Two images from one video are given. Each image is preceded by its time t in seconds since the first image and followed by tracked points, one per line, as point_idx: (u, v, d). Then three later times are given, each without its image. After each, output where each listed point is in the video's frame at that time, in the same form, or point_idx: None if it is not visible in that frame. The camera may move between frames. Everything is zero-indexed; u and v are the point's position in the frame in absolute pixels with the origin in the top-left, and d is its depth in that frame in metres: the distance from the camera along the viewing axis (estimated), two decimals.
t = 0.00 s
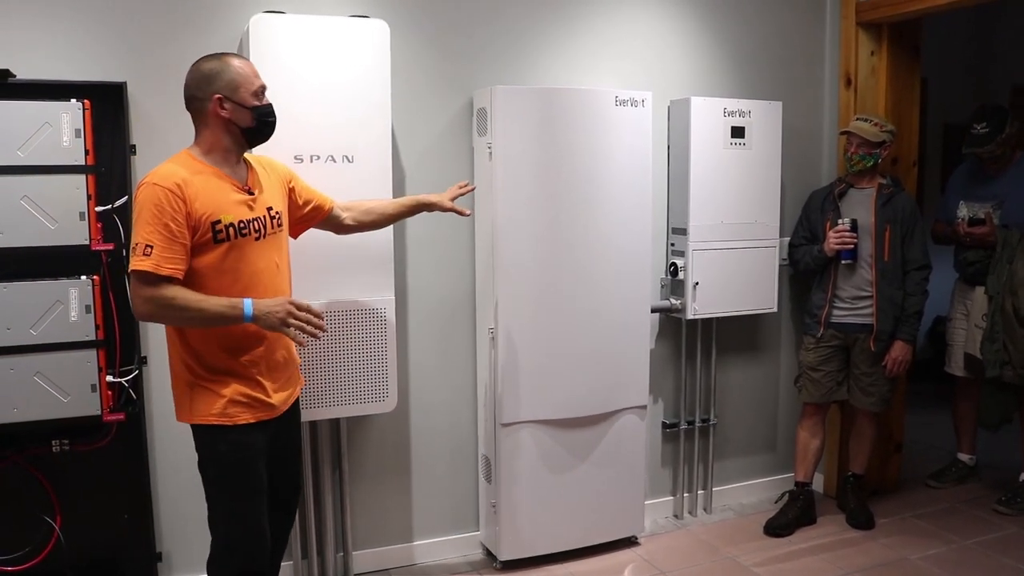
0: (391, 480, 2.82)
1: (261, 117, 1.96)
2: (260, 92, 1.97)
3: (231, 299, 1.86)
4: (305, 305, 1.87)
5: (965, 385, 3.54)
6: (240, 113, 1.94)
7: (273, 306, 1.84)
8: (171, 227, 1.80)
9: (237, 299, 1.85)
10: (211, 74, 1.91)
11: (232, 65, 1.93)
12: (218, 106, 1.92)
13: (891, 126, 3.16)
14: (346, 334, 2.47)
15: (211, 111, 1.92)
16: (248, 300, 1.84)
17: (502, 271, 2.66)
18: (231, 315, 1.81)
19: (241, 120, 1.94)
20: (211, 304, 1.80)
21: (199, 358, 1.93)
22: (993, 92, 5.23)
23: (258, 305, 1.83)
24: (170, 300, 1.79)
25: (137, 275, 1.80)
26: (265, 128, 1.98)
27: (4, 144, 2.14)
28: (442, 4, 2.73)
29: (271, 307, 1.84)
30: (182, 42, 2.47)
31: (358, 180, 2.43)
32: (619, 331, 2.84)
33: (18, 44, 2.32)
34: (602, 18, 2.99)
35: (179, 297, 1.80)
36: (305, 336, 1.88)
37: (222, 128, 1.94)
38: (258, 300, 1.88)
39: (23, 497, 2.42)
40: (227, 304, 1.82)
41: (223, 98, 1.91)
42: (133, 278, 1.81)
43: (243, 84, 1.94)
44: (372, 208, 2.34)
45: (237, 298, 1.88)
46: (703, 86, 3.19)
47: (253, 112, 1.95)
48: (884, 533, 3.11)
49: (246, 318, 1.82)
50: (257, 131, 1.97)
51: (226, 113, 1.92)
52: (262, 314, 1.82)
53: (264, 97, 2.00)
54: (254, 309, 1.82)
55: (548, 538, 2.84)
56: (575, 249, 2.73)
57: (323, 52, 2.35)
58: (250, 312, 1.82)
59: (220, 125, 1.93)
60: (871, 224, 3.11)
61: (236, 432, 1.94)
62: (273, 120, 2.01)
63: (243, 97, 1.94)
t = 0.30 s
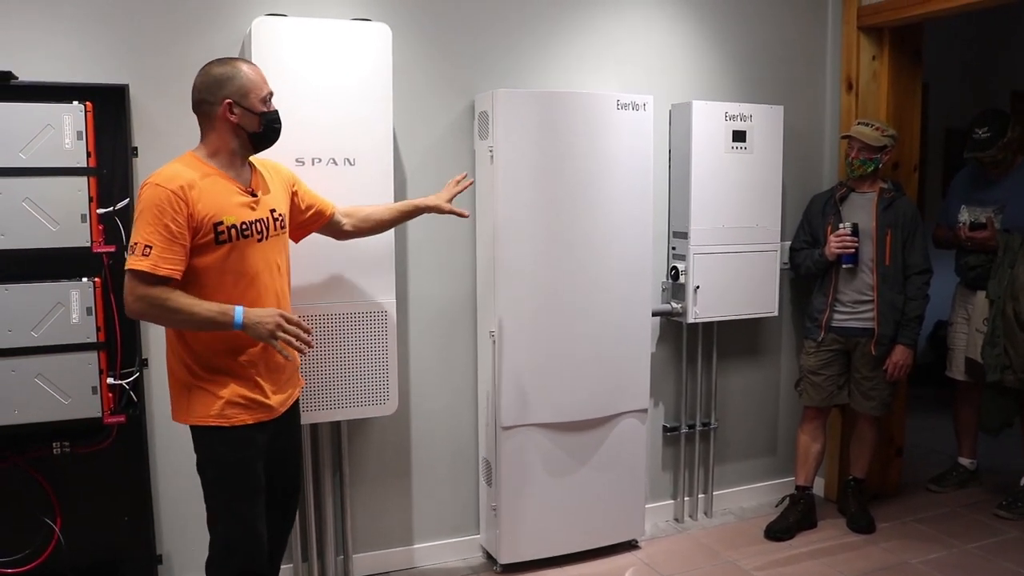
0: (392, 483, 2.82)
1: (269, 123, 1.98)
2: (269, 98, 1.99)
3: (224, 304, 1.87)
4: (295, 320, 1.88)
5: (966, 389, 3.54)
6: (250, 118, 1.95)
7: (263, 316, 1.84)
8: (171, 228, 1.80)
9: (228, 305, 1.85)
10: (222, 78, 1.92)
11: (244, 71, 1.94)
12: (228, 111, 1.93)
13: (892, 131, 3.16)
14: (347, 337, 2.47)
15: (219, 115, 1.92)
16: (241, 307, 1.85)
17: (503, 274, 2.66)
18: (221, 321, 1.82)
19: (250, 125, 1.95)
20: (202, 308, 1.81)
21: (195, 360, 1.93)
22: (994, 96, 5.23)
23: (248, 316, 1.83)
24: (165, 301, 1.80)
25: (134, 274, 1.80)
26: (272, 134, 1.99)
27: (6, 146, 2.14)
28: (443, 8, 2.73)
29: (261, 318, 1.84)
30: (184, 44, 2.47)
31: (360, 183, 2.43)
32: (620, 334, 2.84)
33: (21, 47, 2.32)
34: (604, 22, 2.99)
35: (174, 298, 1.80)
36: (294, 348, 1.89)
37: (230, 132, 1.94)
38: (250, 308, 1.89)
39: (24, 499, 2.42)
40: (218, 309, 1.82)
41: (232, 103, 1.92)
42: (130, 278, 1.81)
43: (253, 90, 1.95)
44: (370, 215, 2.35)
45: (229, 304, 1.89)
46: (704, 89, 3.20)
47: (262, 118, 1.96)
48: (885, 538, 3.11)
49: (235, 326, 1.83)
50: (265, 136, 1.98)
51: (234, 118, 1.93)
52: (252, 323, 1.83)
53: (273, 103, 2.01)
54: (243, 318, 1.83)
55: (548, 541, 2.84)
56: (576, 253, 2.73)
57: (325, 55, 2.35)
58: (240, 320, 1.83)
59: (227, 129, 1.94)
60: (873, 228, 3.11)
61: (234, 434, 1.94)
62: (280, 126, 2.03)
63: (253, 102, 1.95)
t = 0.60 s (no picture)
0: (391, 485, 2.82)
1: (271, 128, 1.97)
2: (273, 103, 1.98)
3: (224, 305, 1.87)
4: (297, 318, 1.88)
5: (967, 391, 3.54)
6: (252, 123, 1.95)
7: (264, 315, 1.84)
8: (172, 232, 1.80)
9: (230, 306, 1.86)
10: (226, 82, 1.92)
11: (247, 75, 1.94)
12: (230, 115, 1.93)
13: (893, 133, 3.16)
14: (347, 339, 2.47)
15: (222, 119, 1.92)
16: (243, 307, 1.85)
17: (503, 276, 2.66)
18: (223, 322, 1.82)
19: (252, 130, 1.95)
20: (206, 309, 1.82)
21: (197, 361, 1.94)
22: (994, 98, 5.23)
23: (249, 316, 1.83)
24: (166, 302, 1.80)
25: (135, 277, 1.80)
26: (274, 139, 1.99)
27: (6, 149, 2.14)
28: (444, 10, 2.73)
29: (263, 318, 1.84)
30: (184, 47, 2.47)
31: (360, 186, 2.43)
32: (620, 337, 2.84)
33: (21, 49, 2.32)
34: (604, 24, 2.99)
35: (175, 301, 1.81)
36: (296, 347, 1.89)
37: (232, 136, 1.94)
38: (251, 308, 1.89)
39: (24, 501, 2.42)
40: (218, 309, 1.83)
41: (235, 107, 1.92)
42: (131, 280, 1.81)
43: (257, 95, 1.94)
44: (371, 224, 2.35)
45: (229, 305, 1.89)
46: (704, 91, 3.20)
47: (264, 123, 1.96)
48: (885, 539, 3.11)
49: (236, 326, 1.83)
50: (266, 141, 1.98)
51: (236, 122, 1.93)
52: (255, 321, 1.83)
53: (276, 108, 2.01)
54: (247, 317, 1.83)
55: (548, 543, 2.84)
56: (576, 255, 2.73)
57: (325, 57, 2.35)
58: (243, 319, 1.83)
59: (230, 133, 1.94)
60: (873, 230, 3.11)
61: (234, 437, 1.94)
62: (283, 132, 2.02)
63: (256, 107, 1.95)
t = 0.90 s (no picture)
0: (391, 486, 2.82)
1: (243, 121, 1.93)
2: (245, 95, 1.94)
3: (223, 304, 1.87)
4: (293, 321, 1.89)
5: (967, 392, 3.54)
6: (222, 117, 1.93)
7: (261, 317, 1.84)
8: (174, 229, 1.81)
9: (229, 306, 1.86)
10: (204, 82, 1.95)
11: (221, 70, 1.94)
12: (205, 111, 1.93)
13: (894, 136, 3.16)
14: (347, 339, 2.47)
15: (202, 119, 1.95)
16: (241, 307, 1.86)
17: (502, 278, 2.65)
18: (222, 321, 1.82)
19: (224, 124, 1.93)
20: (204, 307, 1.81)
21: (196, 358, 1.93)
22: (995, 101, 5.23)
23: (247, 317, 1.83)
24: (168, 300, 1.80)
25: (136, 274, 1.80)
26: (246, 132, 1.93)
27: (6, 148, 2.14)
28: (445, 11, 2.73)
29: (260, 319, 1.84)
30: (185, 47, 2.47)
31: (360, 186, 2.43)
32: (620, 338, 2.84)
33: (23, 49, 2.33)
34: (605, 26, 2.99)
35: (177, 298, 1.81)
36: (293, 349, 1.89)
37: (213, 135, 1.95)
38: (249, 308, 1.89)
39: (24, 501, 2.42)
40: (219, 309, 1.83)
41: (207, 105, 1.93)
42: (132, 276, 1.81)
43: (226, 89, 1.93)
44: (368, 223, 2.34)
45: (229, 304, 1.89)
46: (705, 93, 3.19)
47: (233, 116, 1.92)
48: (884, 542, 3.10)
49: (235, 326, 1.83)
50: (238, 135, 1.93)
51: (211, 119, 1.93)
52: (250, 324, 1.83)
53: (256, 101, 1.96)
54: (243, 317, 1.83)
55: (547, 545, 2.83)
56: (576, 257, 2.73)
57: (326, 57, 2.35)
58: (239, 320, 1.83)
59: (211, 133, 1.95)
60: (874, 232, 3.11)
61: (234, 437, 1.94)
62: (263, 125, 1.95)
63: (226, 100, 1.93)
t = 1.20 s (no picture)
0: (393, 487, 2.82)
1: (240, 121, 1.92)
2: (242, 96, 1.94)
3: (233, 297, 1.86)
4: (303, 305, 1.88)
5: (969, 394, 3.54)
6: (220, 118, 1.93)
7: (272, 305, 1.84)
8: (177, 224, 1.81)
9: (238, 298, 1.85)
10: (205, 86, 1.97)
11: (220, 73, 1.95)
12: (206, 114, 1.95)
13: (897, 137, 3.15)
14: (350, 340, 2.47)
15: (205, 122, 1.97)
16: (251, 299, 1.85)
17: (503, 279, 2.65)
18: (233, 313, 1.81)
19: (222, 125, 1.93)
20: (216, 300, 1.81)
21: (197, 355, 1.93)
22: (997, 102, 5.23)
23: (257, 308, 1.82)
24: (174, 296, 1.79)
25: (143, 269, 1.80)
26: (243, 132, 1.92)
27: (9, 149, 2.15)
28: (447, 13, 2.74)
29: (270, 309, 1.83)
30: (187, 48, 2.47)
31: (362, 187, 2.43)
32: (621, 340, 2.83)
33: (25, 50, 2.33)
34: (607, 27, 2.99)
35: (181, 292, 1.80)
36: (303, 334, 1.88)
37: (216, 138, 1.96)
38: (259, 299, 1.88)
39: (25, 502, 2.42)
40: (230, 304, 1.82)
41: (208, 107, 1.94)
42: (139, 272, 1.81)
43: (223, 90, 1.93)
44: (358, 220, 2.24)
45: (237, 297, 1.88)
46: (706, 95, 3.19)
47: (231, 117, 1.92)
48: (886, 544, 3.10)
49: (248, 318, 1.82)
50: (236, 134, 1.93)
51: (212, 122, 1.94)
52: (261, 313, 1.82)
53: (253, 100, 1.95)
54: (254, 308, 1.82)
55: (548, 546, 2.83)
56: (577, 258, 2.73)
57: (328, 58, 2.35)
58: (250, 310, 1.82)
59: (213, 136, 1.96)
60: (876, 233, 3.11)
61: (234, 438, 1.94)
62: (260, 123, 1.94)
63: (224, 102, 1.93)
